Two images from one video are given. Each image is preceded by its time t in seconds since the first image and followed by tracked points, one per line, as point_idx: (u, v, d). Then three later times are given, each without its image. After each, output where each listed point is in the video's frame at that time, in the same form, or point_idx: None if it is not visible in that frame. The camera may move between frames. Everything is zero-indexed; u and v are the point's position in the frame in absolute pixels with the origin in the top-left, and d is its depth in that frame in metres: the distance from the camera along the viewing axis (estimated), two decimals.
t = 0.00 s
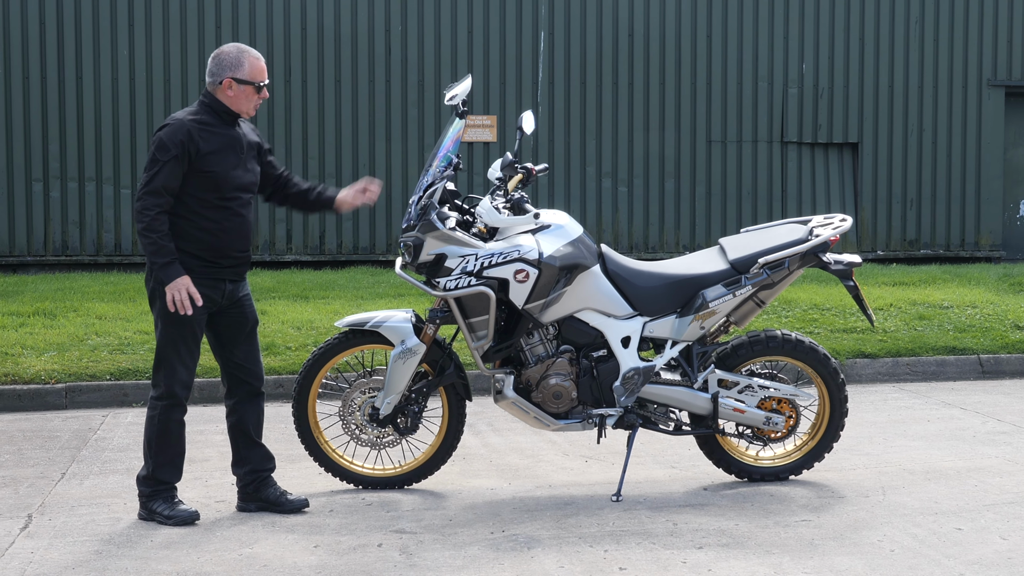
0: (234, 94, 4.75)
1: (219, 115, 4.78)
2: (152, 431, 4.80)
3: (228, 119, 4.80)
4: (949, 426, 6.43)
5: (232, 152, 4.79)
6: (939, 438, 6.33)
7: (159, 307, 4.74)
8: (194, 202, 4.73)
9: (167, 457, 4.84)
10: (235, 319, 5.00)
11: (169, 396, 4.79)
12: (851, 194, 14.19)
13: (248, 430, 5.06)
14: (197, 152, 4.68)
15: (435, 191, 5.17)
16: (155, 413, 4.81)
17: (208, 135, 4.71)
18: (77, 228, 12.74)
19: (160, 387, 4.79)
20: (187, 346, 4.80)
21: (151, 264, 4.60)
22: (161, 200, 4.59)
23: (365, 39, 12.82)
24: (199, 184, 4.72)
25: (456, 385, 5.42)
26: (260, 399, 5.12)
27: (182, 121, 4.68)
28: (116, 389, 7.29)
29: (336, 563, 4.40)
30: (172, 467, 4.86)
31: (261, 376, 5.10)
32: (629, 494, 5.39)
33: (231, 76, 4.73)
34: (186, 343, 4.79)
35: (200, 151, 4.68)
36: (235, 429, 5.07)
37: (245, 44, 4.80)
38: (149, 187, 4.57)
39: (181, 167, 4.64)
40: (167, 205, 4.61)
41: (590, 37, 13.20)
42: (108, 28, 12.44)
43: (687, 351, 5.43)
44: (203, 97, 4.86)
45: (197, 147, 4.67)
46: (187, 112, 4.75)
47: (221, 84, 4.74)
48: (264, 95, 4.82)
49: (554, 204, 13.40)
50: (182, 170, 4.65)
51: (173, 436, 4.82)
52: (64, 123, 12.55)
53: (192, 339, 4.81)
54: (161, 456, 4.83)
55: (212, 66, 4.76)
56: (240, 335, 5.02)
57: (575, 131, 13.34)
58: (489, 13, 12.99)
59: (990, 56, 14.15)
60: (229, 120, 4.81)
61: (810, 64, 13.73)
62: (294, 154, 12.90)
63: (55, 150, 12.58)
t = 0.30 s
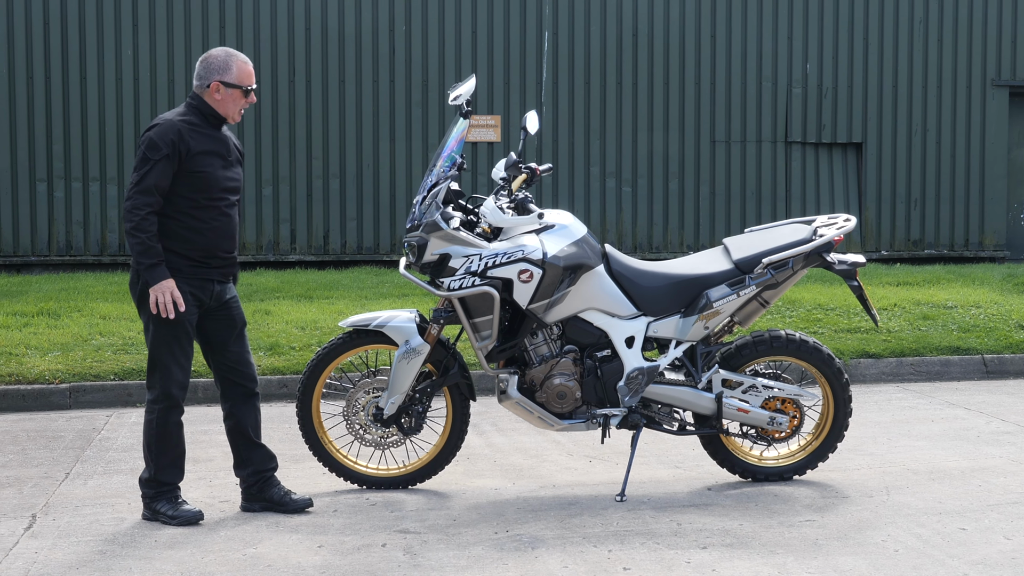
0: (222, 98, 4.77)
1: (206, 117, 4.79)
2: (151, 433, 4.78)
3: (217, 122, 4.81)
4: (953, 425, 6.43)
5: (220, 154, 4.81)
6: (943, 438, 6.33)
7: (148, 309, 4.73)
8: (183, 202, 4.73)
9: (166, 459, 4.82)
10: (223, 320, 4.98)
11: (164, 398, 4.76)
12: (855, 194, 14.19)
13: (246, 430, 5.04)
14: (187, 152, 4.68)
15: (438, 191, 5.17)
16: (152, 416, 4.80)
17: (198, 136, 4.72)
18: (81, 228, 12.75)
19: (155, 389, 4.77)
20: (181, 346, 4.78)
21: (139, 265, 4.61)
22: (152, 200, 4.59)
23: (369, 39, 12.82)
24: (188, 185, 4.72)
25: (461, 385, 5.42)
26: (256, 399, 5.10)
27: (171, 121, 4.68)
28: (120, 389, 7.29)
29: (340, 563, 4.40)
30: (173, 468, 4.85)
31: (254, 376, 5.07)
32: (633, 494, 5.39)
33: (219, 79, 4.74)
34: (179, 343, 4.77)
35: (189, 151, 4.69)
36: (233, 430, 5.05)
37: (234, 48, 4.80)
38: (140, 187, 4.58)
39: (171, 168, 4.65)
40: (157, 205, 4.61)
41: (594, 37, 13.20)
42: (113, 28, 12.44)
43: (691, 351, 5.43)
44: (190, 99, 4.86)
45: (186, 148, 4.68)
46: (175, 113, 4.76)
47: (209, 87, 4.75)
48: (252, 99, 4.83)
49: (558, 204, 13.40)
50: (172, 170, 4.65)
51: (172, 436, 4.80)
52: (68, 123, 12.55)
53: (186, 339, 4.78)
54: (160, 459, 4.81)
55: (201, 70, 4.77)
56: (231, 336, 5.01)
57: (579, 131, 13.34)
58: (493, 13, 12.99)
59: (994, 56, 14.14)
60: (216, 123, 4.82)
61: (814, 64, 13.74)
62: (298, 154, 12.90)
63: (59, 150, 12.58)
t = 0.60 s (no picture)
0: (219, 101, 4.77)
1: (203, 120, 4.79)
2: (150, 433, 4.78)
3: (214, 125, 4.81)
4: (957, 425, 6.43)
5: (216, 157, 4.82)
6: (947, 438, 6.33)
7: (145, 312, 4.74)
8: (181, 204, 4.73)
9: (166, 459, 4.82)
10: (213, 319, 4.97)
11: (162, 397, 4.76)
12: (858, 194, 14.20)
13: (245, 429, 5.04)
14: (187, 154, 4.69)
15: (442, 191, 5.17)
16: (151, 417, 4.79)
17: (197, 138, 4.72)
18: (84, 228, 12.75)
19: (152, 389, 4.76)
20: (177, 347, 4.77)
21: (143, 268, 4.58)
22: (155, 203, 4.58)
23: (373, 40, 12.82)
24: (187, 187, 4.72)
25: (465, 385, 5.42)
26: (254, 398, 5.10)
27: (171, 123, 4.67)
28: (124, 389, 7.29)
29: (344, 563, 4.40)
30: (174, 468, 4.84)
31: (251, 373, 5.07)
32: (637, 494, 5.39)
33: (218, 83, 4.75)
34: (175, 343, 4.77)
35: (190, 154, 4.69)
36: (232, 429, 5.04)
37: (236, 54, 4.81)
38: (143, 190, 4.56)
39: (172, 170, 4.64)
40: (160, 208, 4.61)
41: (598, 37, 13.20)
42: (117, 28, 12.44)
43: (695, 351, 5.43)
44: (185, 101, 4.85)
45: (187, 151, 4.68)
46: (172, 115, 4.75)
47: (209, 90, 4.75)
48: (249, 104, 4.84)
49: (563, 204, 13.40)
50: (173, 173, 4.64)
51: (172, 436, 4.80)
52: (72, 122, 12.55)
53: (182, 338, 4.79)
54: (160, 459, 4.81)
55: (201, 73, 4.77)
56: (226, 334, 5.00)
57: (583, 131, 13.34)
58: (497, 13, 12.99)
59: (998, 56, 14.14)
60: (212, 126, 4.83)
61: (817, 64, 13.73)
62: (303, 155, 12.92)
63: (63, 149, 12.58)
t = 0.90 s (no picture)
0: (250, 122, 4.74)
1: (232, 134, 4.79)
2: (153, 431, 4.78)
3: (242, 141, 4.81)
4: (960, 426, 6.44)
5: (235, 173, 4.81)
6: (950, 438, 6.34)
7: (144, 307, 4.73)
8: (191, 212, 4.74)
9: (168, 456, 4.82)
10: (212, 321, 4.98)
11: (163, 394, 4.75)
12: (862, 194, 14.20)
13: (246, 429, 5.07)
14: (204, 166, 4.69)
15: (446, 191, 5.17)
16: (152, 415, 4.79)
17: (217, 152, 4.73)
18: (88, 228, 12.74)
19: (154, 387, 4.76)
20: (177, 342, 4.78)
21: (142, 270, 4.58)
22: (163, 208, 4.59)
23: (377, 40, 12.82)
24: (198, 196, 4.73)
25: (468, 385, 5.42)
26: (254, 400, 5.13)
27: (193, 132, 4.70)
28: (127, 388, 7.29)
29: (348, 563, 4.40)
30: (177, 466, 4.85)
31: (250, 375, 5.11)
32: (641, 494, 5.39)
33: (251, 104, 4.71)
34: (175, 340, 4.77)
35: (206, 165, 4.70)
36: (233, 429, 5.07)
37: (277, 76, 4.76)
38: (153, 194, 4.57)
39: (186, 179, 4.65)
40: (168, 214, 4.61)
41: (602, 37, 13.20)
42: (120, 28, 12.44)
43: (699, 351, 5.44)
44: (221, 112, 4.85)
45: (204, 162, 4.69)
46: (201, 123, 4.77)
47: (241, 108, 4.72)
48: (280, 129, 4.80)
49: (566, 204, 13.40)
50: (186, 181, 4.65)
51: (175, 433, 4.80)
52: (76, 122, 12.55)
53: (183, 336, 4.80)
54: (162, 457, 4.81)
55: (238, 89, 4.73)
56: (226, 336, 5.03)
57: (586, 131, 13.34)
58: (501, 13, 12.99)
59: (1002, 56, 14.14)
60: (240, 142, 4.82)
61: (822, 64, 13.73)
62: (306, 155, 12.92)
63: (67, 149, 12.59)
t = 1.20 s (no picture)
0: (302, 154, 4.71)
1: (283, 158, 4.79)
2: (159, 425, 4.77)
3: (290, 168, 4.81)
4: (964, 425, 6.43)
5: (275, 197, 4.81)
6: (954, 438, 6.34)
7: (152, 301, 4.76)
8: (217, 222, 4.78)
9: (175, 452, 4.81)
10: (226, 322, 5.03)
11: (173, 386, 4.75)
12: (866, 195, 14.20)
13: (254, 429, 5.09)
14: (240, 181, 4.73)
15: (450, 190, 5.16)
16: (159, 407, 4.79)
17: (259, 171, 4.75)
18: (91, 228, 12.75)
19: (162, 381, 4.76)
20: (190, 338, 4.80)
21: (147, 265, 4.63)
22: (187, 213, 4.63)
23: (381, 40, 12.82)
24: (227, 209, 4.77)
25: (472, 386, 5.41)
26: (265, 400, 5.15)
27: (242, 147, 4.75)
28: (131, 388, 7.29)
29: (351, 563, 4.40)
30: (184, 463, 4.84)
31: (261, 375, 5.12)
32: (645, 494, 5.38)
33: (306, 138, 4.68)
34: (187, 335, 4.79)
35: (242, 181, 4.73)
36: (241, 428, 5.09)
37: (338, 114, 4.72)
38: (182, 197, 4.63)
39: (219, 191, 4.69)
40: (190, 219, 4.65)
41: (605, 38, 13.21)
42: (124, 28, 12.45)
43: (702, 351, 5.43)
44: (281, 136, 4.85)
45: (241, 178, 4.73)
46: (257, 141, 4.81)
47: (297, 139, 4.69)
48: (332, 166, 4.76)
49: (570, 204, 13.41)
50: (219, 193, 4.69)
51: (180, 428, 4.79)
52: (80, 122, 12.55)
53: (194, 332, 4.81)
54: (168, 452, 4.80)
55: (299, 120, 4.70)
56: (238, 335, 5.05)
57: (590, 131, 13.35)
58: (505, 13, 12.99)
59: (1005, 56, 14.13)
60: (290, 169, 4.81)
61: (825, 64, 13.73)
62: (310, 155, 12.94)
63: (70, 149, 12.59)
